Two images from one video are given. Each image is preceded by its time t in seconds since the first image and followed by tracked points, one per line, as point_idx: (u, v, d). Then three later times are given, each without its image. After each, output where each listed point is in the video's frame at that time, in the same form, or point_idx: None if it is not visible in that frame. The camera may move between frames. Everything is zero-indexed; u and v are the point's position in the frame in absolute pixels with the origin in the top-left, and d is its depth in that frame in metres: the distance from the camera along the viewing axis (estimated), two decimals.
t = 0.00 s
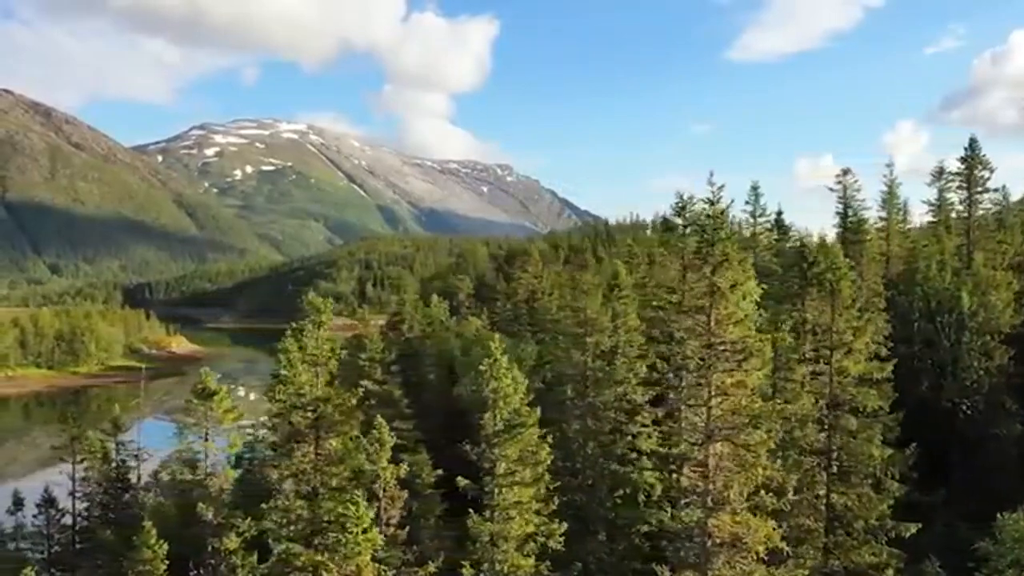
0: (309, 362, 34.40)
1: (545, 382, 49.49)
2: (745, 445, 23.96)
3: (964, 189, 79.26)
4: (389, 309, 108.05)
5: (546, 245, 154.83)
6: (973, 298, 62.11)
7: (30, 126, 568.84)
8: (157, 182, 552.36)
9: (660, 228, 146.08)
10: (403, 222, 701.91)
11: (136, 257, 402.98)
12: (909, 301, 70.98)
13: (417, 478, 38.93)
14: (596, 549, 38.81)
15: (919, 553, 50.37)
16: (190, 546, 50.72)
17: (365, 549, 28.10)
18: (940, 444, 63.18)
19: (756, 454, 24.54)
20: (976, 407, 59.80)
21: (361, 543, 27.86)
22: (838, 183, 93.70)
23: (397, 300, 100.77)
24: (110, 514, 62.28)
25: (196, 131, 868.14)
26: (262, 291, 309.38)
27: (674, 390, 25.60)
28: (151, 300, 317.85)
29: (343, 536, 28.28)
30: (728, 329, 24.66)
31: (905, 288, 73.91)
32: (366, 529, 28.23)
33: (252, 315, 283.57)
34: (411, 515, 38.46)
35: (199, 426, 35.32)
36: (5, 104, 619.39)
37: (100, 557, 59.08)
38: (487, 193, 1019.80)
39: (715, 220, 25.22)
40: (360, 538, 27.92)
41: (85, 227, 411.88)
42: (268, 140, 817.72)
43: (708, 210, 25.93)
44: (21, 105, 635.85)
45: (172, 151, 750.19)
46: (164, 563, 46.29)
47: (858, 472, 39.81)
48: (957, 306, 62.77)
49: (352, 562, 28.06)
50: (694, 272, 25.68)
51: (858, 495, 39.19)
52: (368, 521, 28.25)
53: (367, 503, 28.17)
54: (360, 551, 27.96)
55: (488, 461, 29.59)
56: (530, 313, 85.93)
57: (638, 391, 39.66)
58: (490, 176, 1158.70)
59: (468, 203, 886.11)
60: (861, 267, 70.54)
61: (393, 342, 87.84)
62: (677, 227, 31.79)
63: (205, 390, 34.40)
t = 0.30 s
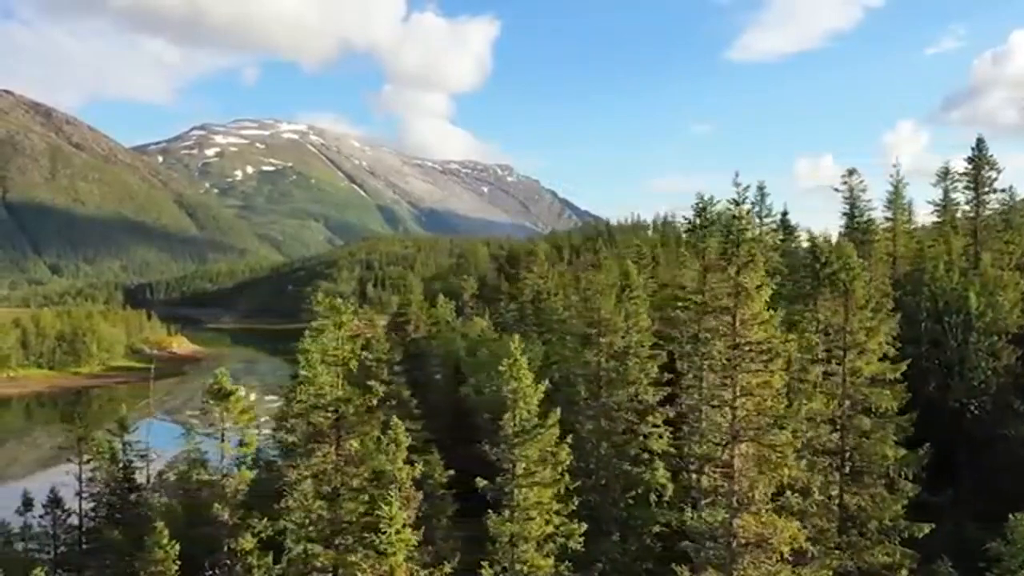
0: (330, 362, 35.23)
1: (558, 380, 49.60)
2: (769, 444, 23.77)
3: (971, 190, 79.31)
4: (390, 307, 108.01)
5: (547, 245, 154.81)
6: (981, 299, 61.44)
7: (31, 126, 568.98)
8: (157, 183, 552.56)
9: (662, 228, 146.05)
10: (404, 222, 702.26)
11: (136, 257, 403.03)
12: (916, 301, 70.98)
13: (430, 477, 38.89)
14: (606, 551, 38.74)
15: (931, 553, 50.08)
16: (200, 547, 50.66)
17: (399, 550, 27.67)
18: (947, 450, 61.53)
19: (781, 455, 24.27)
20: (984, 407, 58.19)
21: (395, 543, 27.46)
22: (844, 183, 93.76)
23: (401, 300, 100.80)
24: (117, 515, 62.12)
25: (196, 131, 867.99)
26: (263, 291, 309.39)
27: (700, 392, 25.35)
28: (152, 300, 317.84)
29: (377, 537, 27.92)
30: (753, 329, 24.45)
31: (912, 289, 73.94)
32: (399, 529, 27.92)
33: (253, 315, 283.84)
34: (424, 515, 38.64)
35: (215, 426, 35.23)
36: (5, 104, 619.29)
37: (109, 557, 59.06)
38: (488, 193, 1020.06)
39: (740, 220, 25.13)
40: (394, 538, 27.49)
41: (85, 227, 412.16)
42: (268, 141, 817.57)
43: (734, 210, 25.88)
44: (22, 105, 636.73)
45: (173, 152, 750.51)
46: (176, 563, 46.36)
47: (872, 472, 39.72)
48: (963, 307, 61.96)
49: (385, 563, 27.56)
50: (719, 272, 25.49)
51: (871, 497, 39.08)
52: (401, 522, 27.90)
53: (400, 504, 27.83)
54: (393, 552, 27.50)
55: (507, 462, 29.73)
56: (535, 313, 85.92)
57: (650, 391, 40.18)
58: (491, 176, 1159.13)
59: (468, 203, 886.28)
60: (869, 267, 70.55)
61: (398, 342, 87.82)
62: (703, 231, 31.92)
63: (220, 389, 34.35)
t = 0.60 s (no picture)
0: (350, 363, 35.16)
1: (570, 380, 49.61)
2: (796, 444, 23.59)
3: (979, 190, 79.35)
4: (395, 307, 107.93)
5: (549, 246, 154.87)
6: (990, 299, 61.09)
7: (31, 126, 568.72)
8: (158, 183, 552.28)
9: (665, 228, 145.99)
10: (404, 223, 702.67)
11: (137, 257, 402.91)
12: (925, 300, 71.04)
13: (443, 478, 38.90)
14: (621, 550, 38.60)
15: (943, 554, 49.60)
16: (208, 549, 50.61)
17: (431, 550, 29.20)
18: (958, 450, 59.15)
19: (808, 454, 24.08)
20: (992, 407, 56.94)
21: (430, 543, 28.90)
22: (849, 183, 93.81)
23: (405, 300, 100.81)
24: (123, 515, 62.06)
25: (197, 131, 867.80)
26: (264, 291, 309.29)
27: (725, 392, 25.19)
28: (153, 300, 317.64)
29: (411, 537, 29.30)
30: (779, 329, 24.26)
31: (919, 289, 74.00)
32: (433, 529, 29.31)
33: (253, 315, 284.06)
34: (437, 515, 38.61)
35: (232, 426, 35.26)
36: (6, 105, 618.94)
37: (113, 557, 59.06)
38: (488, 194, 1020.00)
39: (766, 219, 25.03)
40: (427, 538, 28.93)
41: (85, 227, 411.88)
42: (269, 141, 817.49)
43: (758, 212, 25.90)
44: (22, 106, 636.68)
45: (173, 152, 750.20)
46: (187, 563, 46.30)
47: (885, 472, 39.67)
48: (971, 307, 61.31)
49: (420, 563, 29.22)
50: (743, 272, 25.31)
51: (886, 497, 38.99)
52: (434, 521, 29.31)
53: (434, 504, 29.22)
54: (425, 551, 28.98)
55: (524, 462, 29.94)
56: (540, 313, 85.88)
57: (662, 392, 40.65)
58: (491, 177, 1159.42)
59: (469, 203, 886.14)
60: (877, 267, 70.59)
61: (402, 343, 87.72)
62: (724, 232, 31.92)
63: (237, 390, 34.31)
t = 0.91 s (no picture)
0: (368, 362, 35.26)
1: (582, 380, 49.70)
2: (823, 445, 23.48)
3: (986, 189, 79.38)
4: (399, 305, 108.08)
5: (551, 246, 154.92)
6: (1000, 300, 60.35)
7: (32, 127, 568.89)
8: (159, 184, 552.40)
9: (666, 228, 146.08)
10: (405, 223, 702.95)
11: (137, 257, 403.04)
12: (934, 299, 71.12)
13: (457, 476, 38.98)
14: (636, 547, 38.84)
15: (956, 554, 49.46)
16: (219, 550, 50.68)
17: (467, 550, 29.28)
18: (973, 451, 56.13)
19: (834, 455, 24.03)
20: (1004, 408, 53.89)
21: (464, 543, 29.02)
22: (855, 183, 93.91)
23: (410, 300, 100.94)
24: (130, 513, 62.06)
25: (198, 132, 867.85)
26: (265, 292, 309.41)
27: (751, 392, 25.06)
28: (155, 301, 317.70)
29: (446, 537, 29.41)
30: (806, 328, 24.04)
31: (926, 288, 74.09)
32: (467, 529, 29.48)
33: (254, 316, 284.16)
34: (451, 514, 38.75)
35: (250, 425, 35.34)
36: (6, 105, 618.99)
37: (122, 557, 59.13)
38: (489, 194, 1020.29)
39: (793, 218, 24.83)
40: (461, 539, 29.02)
41: (86, 227, 412.03)
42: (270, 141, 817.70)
43: (785, 211, 25.79)
44: (22, 106, 636.88)
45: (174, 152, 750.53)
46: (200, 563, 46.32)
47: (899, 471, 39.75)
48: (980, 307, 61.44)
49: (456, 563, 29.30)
50: (769, 272, 25.21)
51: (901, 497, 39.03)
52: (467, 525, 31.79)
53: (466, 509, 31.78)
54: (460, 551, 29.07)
55: (548, 460, 30.76)
56: (546, 312, 85.98)
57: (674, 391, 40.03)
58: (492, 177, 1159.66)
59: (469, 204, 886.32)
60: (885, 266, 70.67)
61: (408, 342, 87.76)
62: (744, 235, 32.29)
63: (255, 390, 34.44)
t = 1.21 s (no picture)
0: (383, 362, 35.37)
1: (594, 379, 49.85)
2: (848, 445, 23.50)
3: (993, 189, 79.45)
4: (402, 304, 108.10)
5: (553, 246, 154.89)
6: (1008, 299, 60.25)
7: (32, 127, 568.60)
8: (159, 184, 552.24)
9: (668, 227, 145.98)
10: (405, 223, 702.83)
11: (137, 258, 402.82)
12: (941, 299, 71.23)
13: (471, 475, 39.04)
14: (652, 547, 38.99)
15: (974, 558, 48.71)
16: (229, 550, 50.74)
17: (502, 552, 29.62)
18: (983, 451, 54.35)
19: (859, 454, 24.05)
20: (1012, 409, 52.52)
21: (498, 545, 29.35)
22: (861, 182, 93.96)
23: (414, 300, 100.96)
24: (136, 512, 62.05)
25: (198, 132, 867.54)
26: (266, 292, 309.42)
27: (776, 392, 25.06)
28: (156, 301, 317.43)
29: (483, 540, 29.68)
30: (831, 329, 24.05)
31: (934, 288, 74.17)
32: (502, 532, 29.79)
33: (254, 316, 284.06)
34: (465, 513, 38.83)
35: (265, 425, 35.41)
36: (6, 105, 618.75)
37: (130, 556, 59.11)
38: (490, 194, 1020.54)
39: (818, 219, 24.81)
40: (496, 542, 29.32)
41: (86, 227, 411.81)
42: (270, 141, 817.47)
43: (809, 212, 25.76)
44: (22, 106, 636.24)
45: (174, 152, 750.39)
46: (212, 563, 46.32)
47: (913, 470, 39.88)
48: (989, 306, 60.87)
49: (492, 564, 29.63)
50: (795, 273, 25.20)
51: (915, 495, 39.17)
52: (501, 526, 31.28)
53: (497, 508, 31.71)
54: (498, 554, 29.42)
55: (568, 461, 30.96)
56: (551, 312, 85.98)
57: (686, 392, 39.87)
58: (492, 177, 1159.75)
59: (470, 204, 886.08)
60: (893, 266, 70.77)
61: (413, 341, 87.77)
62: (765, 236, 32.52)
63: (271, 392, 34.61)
